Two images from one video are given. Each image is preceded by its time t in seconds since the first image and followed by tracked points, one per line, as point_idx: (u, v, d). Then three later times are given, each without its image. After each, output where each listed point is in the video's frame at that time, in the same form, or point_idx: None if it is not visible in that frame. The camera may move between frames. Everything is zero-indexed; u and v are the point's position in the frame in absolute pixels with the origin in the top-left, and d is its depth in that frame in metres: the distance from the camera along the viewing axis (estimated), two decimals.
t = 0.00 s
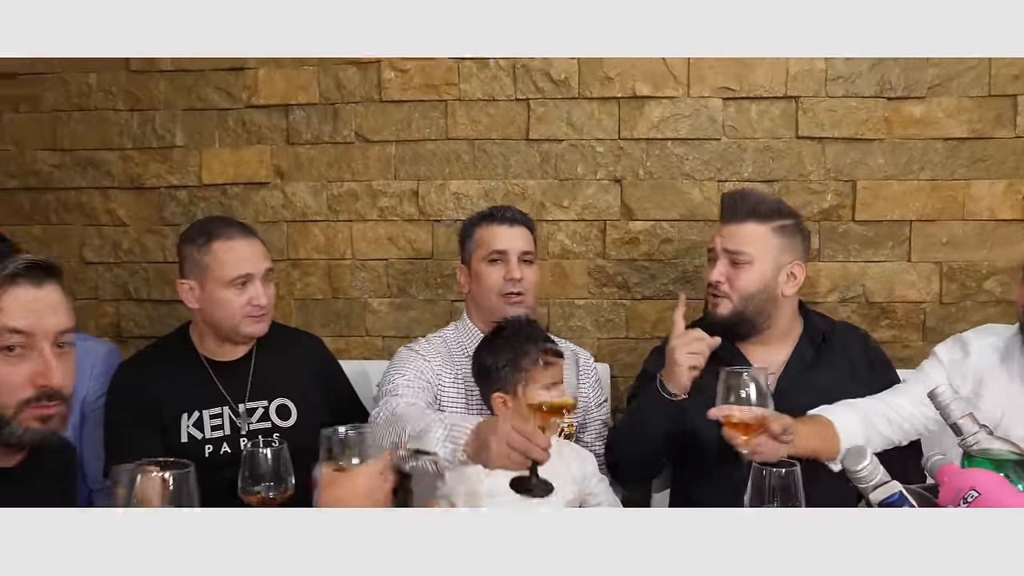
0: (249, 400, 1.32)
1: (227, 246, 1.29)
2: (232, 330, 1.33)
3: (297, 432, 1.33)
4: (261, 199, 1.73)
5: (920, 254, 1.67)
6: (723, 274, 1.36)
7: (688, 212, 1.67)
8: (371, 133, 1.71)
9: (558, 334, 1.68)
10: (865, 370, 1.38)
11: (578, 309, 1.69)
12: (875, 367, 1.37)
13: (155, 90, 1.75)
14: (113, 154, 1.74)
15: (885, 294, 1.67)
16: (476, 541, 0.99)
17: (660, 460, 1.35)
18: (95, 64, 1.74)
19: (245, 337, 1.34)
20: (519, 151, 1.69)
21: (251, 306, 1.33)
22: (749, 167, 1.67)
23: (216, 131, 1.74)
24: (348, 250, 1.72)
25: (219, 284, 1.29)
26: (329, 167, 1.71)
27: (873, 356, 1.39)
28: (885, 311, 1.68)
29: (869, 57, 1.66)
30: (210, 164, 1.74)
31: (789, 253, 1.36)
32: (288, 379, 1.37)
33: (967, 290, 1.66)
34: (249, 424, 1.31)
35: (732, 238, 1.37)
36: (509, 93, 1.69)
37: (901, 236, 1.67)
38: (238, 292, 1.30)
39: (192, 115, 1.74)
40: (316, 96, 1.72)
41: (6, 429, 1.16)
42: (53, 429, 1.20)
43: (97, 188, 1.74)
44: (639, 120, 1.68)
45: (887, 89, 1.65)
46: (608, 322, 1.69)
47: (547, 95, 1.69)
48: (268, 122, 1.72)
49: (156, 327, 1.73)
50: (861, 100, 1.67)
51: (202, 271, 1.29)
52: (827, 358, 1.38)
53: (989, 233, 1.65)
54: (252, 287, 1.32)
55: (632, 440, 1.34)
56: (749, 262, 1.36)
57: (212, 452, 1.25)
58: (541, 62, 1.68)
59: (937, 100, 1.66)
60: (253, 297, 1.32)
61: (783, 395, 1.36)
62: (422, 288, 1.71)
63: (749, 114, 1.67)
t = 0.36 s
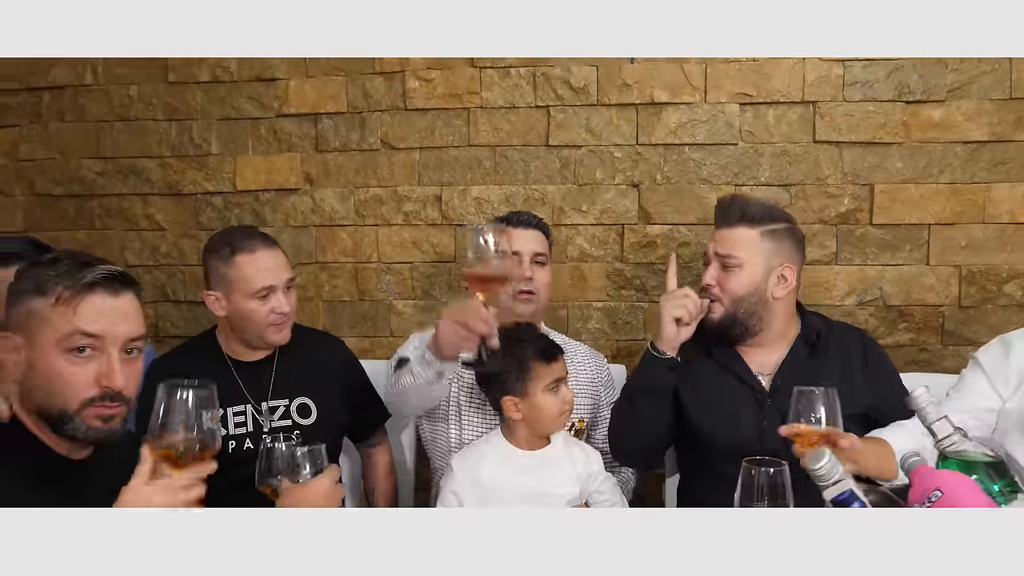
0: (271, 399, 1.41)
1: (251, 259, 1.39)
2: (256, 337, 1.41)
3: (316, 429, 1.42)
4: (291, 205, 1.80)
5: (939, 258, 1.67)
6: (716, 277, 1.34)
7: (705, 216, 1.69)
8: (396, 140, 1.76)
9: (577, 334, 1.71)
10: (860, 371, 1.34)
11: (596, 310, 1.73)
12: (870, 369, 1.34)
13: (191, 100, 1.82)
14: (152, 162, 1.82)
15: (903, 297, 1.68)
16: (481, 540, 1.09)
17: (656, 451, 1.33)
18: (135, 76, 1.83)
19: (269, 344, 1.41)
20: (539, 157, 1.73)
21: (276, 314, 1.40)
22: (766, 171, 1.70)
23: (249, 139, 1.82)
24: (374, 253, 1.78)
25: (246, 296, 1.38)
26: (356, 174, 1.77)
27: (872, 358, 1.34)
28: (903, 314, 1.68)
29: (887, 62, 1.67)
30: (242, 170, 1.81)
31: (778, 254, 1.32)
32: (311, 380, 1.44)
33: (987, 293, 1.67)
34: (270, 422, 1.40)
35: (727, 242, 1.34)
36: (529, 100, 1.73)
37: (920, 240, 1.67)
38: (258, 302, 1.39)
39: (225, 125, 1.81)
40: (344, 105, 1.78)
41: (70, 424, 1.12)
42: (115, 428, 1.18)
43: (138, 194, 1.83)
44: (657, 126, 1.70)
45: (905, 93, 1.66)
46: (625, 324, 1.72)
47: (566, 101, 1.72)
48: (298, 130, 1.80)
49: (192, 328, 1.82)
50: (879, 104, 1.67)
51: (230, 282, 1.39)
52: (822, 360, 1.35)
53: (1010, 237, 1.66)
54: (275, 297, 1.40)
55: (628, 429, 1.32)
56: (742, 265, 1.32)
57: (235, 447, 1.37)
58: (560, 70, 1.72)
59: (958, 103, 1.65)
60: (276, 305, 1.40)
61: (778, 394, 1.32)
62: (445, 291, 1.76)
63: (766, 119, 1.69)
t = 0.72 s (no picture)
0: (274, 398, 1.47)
1: (249, 261, 1.45)
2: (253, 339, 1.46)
3: (318, 427, 1.48)
4: (302, 210, 1.86)
5: (937, 262, 1.68)
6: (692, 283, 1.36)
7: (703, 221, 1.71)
8: (403, 147, 1.82)
9: (578, 337, 1.77)
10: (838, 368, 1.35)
11: (597, 313, 1.77)
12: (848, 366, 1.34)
13: (206, 109, 1.88)
14: (170, 169, 1.90)
15: (900, 301, 1.70)
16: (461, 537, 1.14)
17: (641, 443, 1.33)
18: (152, 86, 1.90)
19: (264, 344, 1.46)
20: (541, 163, 1.77)
21: (268, 316, 1.44)
22: (764, 176, 1.72)
23: (261, 146, 1.87)
24: (382, 257, 1.83)
25: (240, 294, 1.44)
26: (364, 180, 1.83)
27: (851, 356, 1.36)
28: (901, 317, 1.70)
29: (885, 67, 1.68)
30: (255, 177, 1.87)
31: (754, 259, 1.33)
32: (313, 378, 1.50)
33: (986, 297, 1.68)
34: (274, 420, 1.46)
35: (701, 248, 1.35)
36: (531, 108, 1.77)
37: (918, 243, 1.69)
38: (254, 303, 1.44)
39: (239, 132, 1.87)
40: (352, 113, 1.83)
41: (81, 417, 1.02)
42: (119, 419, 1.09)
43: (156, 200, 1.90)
44: (656, 132, 1.73)
45: (903, 98, 1.68)
46: (625, 326, 1.76)
47: (567, 109, 1.76)
48: (309, 138, 1.86)
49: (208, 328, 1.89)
50: (877, 109, 1.68)
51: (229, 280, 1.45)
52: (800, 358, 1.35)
53: (1009, 241, 1.66)
54: (271, 298, 1.45)
55: (614, 424, 1.33)
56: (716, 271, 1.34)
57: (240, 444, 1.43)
58: (561, 78, 1.76)
59: (955, 108, 1.67)
60: (268, 307, 1.45)
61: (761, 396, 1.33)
62: (449, 294, 1.80)
63: (765, 124, 1.71)
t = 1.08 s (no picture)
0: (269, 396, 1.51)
1: (239, 259, 1.52)
2: (246, 335, 1.54)
3: (312, 422, 1.53)
4: (302, 213, 1.91)
5: (923, 265, 1.70)
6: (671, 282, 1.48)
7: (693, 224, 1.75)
8: (399, 152, 1.87)
9: (570, 338, 1.80)
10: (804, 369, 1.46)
11: (587, 314, 1.81)
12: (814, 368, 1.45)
13: (211, 115, 1.94)
14: (175, 173, 1.95)
15: (887, 303, 1.72)
16: (441, 533, 1.17)
17: (620, 446, 1.39)
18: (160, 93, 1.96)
19: (255, 341, 1.55)
20: (533, 167, 1.81)
21: (254, 314, 1.53)
22: (752, 180, 1.74)
23: (263, 151, 1.93)
24: (380, 259, 1.88)
25: (228, 293, 1.52)
26: (362, 184, 1.88)
27: (818, 357, 1.46)
28: (887, 319, 1.72)
29: (871, 73, 1.70)
30: (258, 181, 1.93)
31: (727, 260, 1.45)
32: (307, 376, 1.55)
33: (972, 299, 1.69)
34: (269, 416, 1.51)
35: (678, 249, 1.47)
36: (524, 113, 1.81)
37: (904, 246, 1.71)
38: (243, 300, 1.52)
39: (243, 138, 1.93)
40: (351, 119, 1.89)
41: (47, 414, 1.24)
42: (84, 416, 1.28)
43: (162, 204, 1.96)
44: (645, 137, 1.77)
45: (889, 103, 1.70)
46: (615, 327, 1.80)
47: (558, 114, 1.80)
48: (309, 143, 1.91)
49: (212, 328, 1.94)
50: (862, 114, 1.71)
51: (221, 278, 1.53)
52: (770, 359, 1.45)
53: (994, 243, 1.68)
54: (259, 296, 1.53)
55: (593, 423, 1.38)
56: (692, 271, 1.45)
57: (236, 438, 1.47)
58: (553, 84, 1.80)
59: (941, 112, 1.69)
60: (255, 305, 1.53)
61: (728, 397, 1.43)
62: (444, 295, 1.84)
63: (752, 129, 1.74)
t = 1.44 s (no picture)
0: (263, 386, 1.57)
1: (237, 254, 1.55)
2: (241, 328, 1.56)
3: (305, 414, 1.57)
4: (302, 212, 1.96)
5: (908, 262, 1.72)
6: (689, 275, 1.50)
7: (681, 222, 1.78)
8: (395, 152, 1.91)
9: (561, 334, 1.85)
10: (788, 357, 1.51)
11: (578, 311, 1.85)
12: (798, 356, 1.51)
13: (214, 117, 2.00)
14: (180, 174, 2.02)
15: (872, 300, 1.74)
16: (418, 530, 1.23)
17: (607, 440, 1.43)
18: (165, 96, 2.02)
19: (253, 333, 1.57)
20: (525, 167, 1.85)
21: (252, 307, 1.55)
22: (739, 178, 1.77)
23: (264, 151, 1.98)
24: (376, 257, 1.93)
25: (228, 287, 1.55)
26: (360, 184, 1.93)
27: (801, 351, 1.52)
28: (873, 316, 1.75)
29: (857, 72, 1.72)
30: (258, 181, 1.98)
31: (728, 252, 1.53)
32: (301, 369, 1.59)
33: (956, 296, 1.71)
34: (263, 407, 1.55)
35: (689, 242, 1.49)
36: (516, 114, 1.85)
37: (889, 244, 1.73)
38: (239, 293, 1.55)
39: (245, 139, 1.99)
40: (349, 120, 1.93)
41: None
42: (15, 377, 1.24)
43: (167, 203, 2.02)
44: (634, 136, 1.80)
45: (874, 102, 1.72)
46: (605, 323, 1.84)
47: (549, 115, 1.84)
48: (308, 143, 1.96)
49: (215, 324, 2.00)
50: (848, 113, 1.73)
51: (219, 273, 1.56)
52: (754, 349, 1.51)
53: (979, 241, 1.69)
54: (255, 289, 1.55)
55: (588, 422, 1.42)
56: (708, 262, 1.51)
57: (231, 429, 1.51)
58: (544, 85, 1.83)
59: (926, 111, 1.71)
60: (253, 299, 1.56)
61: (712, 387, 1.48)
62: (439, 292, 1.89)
63: (739, 129, 1.77)
